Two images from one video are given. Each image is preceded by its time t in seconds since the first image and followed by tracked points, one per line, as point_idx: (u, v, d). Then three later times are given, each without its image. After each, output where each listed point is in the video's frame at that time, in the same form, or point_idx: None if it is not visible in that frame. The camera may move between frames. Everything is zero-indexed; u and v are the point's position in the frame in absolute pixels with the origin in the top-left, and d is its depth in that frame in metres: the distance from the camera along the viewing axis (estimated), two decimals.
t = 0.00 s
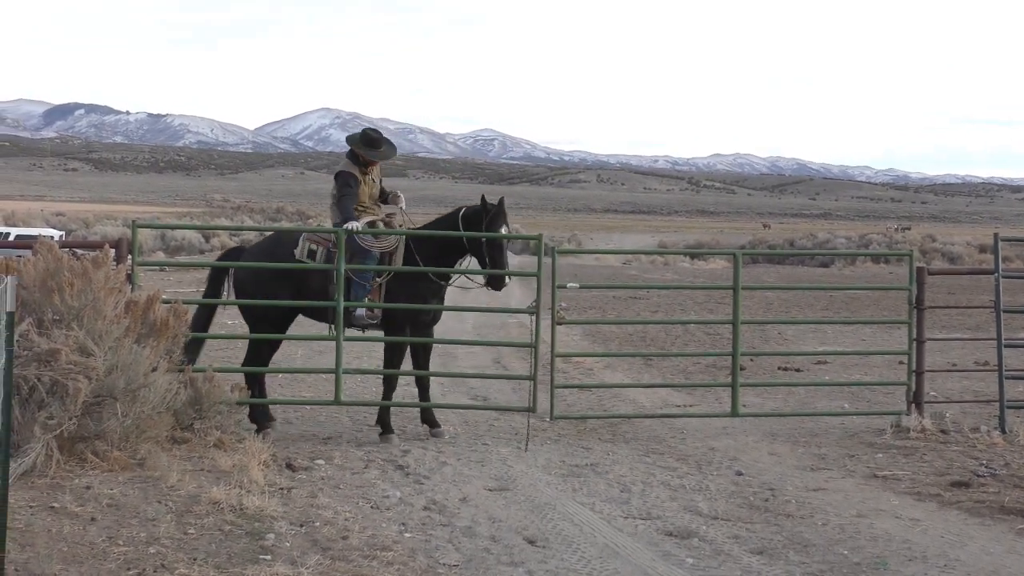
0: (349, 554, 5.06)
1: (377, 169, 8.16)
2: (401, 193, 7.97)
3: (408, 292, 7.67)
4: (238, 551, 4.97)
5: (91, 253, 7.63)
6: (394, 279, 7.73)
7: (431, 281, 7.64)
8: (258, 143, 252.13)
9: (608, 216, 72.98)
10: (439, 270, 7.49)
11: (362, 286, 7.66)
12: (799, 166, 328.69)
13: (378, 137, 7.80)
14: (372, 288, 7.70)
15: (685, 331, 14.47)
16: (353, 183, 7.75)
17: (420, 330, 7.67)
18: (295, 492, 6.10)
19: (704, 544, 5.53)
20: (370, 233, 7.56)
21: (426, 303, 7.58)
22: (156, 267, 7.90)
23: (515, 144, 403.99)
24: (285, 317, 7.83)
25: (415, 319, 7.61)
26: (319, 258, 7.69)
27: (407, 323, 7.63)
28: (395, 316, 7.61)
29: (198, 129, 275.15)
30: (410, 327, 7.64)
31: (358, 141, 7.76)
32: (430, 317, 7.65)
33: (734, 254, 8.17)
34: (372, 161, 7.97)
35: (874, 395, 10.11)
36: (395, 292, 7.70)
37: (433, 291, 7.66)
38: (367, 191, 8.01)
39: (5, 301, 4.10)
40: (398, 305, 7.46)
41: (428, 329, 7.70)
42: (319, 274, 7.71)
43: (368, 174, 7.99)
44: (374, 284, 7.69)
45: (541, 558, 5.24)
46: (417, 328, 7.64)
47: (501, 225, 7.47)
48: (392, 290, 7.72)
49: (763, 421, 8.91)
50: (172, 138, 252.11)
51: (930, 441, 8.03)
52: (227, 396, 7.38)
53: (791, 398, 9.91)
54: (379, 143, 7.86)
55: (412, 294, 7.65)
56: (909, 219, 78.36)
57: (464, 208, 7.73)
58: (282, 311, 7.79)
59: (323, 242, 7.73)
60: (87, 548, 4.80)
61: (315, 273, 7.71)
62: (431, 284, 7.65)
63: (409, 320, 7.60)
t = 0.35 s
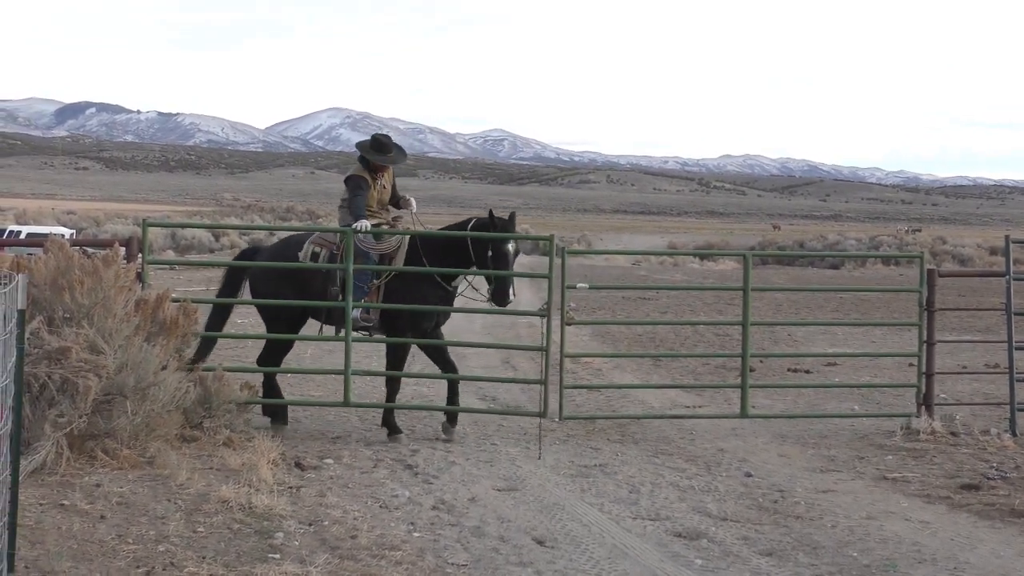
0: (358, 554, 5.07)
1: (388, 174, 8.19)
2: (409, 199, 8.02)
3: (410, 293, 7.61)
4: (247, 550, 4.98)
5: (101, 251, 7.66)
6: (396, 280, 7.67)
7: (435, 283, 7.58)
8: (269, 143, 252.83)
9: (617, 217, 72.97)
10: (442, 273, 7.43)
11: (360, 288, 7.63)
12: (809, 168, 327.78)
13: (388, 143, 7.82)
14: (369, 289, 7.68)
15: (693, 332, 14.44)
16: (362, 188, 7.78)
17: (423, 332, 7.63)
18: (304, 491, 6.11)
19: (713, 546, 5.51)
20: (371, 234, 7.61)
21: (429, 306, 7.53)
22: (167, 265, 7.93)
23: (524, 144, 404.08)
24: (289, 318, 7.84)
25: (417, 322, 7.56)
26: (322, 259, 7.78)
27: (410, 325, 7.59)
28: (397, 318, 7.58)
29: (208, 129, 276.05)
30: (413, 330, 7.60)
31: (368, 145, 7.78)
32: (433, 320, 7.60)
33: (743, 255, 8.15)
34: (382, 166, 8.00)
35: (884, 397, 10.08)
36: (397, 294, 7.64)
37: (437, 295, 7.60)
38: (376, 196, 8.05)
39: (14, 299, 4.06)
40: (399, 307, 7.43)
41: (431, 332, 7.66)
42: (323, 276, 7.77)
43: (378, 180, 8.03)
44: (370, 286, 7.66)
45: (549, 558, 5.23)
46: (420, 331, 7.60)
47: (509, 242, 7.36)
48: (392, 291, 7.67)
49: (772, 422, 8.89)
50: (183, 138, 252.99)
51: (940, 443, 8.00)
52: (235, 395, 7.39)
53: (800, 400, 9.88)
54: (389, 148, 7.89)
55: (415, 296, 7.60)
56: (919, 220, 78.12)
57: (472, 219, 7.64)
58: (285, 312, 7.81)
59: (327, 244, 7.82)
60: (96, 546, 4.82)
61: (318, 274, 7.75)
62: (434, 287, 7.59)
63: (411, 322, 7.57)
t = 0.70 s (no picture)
0: (360, 549, 5.07)
1: (407, 169, 8.15)
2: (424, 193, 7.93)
3: (423, 291, 7.52)
4: (250, 545, 4.99)
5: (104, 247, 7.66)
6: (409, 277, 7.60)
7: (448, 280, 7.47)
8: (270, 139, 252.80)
9: (619, 212, 72.93)
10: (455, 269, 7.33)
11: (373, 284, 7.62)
12: (811, 163, 327.41)
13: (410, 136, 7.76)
14: (381, 286, 7.66)
15: (695, 328, 14.44)
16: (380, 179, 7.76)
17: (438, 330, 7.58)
18: (306, 487, 6.11)
19: (715, 541, 5.51)
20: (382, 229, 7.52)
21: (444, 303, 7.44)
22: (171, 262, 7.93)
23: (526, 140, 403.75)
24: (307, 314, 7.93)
25: (431, 320, 7.51)
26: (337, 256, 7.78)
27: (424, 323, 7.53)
28: (410, 316, 7.51)
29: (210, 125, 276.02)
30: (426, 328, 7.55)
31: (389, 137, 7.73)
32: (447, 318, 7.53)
33: (745, 251, 8.13)
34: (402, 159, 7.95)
35: (886, 393, 10.07)
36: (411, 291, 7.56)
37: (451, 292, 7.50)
38: (394, 189, 8.00)
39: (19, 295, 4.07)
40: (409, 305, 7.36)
41: (446, 329, 7.60)
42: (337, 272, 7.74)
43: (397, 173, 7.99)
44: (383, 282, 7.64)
45: (551, 554, 5.23)
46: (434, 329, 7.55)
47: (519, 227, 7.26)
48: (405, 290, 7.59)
49: (775, 418, 8.89)
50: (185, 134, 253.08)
51: (942, 438, 7.99)
52: (239, 391, 7.40)
53: (802, 395, 9.88)
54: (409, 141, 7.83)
55: (428, 293, 7.49)
56: (921, 216, 78.01)
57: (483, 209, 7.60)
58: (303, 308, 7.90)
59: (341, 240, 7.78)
60: (99, 542, 4.83)
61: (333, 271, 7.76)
62: (447, 284, 7.47)
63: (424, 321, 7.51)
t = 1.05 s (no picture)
0: (362, 547, 5.08)
1: (433, 169, 8.10)
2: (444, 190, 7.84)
3: (444, 292, 7.42)
4: (252, 543, 4.99)
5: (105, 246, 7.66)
6: (429, 281, 7.51)
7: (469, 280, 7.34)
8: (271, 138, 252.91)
9: (620, 210, 72.88)
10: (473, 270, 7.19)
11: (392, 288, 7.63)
12: (813, 161, 327.14)
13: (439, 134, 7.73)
14: (404, 292, 7.62)
15: (697, 326, 14.43)
16: (402, 173, 7.70)
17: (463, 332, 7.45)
18: (308, 485, 6.12)
19: (716, 539, 5.51)
20: (401, 230, 7.51)
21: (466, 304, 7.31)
22: (171, 261, 7.76)
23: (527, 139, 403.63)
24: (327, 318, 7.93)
25: (457, 322, 7.37)
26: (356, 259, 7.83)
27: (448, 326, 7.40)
28: (434, 320, 7.39)
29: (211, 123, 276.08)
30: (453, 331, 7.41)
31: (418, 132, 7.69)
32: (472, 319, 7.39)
33: (747, 249, 8.12)
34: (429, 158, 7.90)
35: (888, 391, 10.07)
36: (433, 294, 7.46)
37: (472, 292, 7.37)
38: (417, 188, 7.94)
39: (20, 293, 4.06)
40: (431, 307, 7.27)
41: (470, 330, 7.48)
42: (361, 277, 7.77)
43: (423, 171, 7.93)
44: (403, 287, 7.60)
45: (553, 552, 5.23)
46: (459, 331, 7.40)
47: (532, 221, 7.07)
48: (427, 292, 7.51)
49: (777, 415, 8.89)
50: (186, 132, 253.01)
51: (944, 436, 7.98)
52: (240, 389, 7.40)
53: (804, 393, 9.88)
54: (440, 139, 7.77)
55: (450, 295, 7.39)
56: (922, 214, 77.99)
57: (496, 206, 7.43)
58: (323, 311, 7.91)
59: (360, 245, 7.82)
60: (101, 540, 4.83)
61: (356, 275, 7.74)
62: (468, 285, 7.36)
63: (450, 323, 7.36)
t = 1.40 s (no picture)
0: (357, 550, 5.07)
1: (459, 170, 7.93)
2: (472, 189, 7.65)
3: (464, 297, 7.21)
4: (247, 545, 4.98)
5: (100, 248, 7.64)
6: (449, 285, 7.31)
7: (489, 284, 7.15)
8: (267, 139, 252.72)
9: (617, 212, 72.93)
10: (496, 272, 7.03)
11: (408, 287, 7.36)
12: (809, 164, 327.66)
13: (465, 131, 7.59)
14: (419, 290, 7.36)
15: (693, 328, 14.45)
16: (426, 171, 7.52)
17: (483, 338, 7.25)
18: (303, 487, 6.11)
19: (712, 542, 5.51)
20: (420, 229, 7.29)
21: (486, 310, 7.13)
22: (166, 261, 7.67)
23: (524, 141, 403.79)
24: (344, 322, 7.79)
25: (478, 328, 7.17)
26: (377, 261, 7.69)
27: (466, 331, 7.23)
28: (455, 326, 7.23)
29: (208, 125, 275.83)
30: (471, 337, 7.24)
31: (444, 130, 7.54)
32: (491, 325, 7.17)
33: (744, 251, 8.11)
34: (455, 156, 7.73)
35: (884, 393, 10.09)
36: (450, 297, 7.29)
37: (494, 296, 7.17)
38: (441, 188, 7.74)
39: (14, 294, 4.05)
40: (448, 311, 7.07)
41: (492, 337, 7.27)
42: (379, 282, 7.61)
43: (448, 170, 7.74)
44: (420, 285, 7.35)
45: (548, 554, 5.23)
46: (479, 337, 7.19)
47: (564, 208, 6.92)
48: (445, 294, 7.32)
49: (772, 418, 8.89)
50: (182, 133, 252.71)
51: (939, 439, 8.00)
52: (236, 392, 7.37)
53: (800, 395, 9.89)
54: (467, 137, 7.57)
55: (471, 300, 7.19)
56: (918, 217, 78.12)
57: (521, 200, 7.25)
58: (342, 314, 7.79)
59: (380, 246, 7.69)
60: (96, 542, 4.82)
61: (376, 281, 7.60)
62: (489, 289, 7.16)
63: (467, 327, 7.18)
